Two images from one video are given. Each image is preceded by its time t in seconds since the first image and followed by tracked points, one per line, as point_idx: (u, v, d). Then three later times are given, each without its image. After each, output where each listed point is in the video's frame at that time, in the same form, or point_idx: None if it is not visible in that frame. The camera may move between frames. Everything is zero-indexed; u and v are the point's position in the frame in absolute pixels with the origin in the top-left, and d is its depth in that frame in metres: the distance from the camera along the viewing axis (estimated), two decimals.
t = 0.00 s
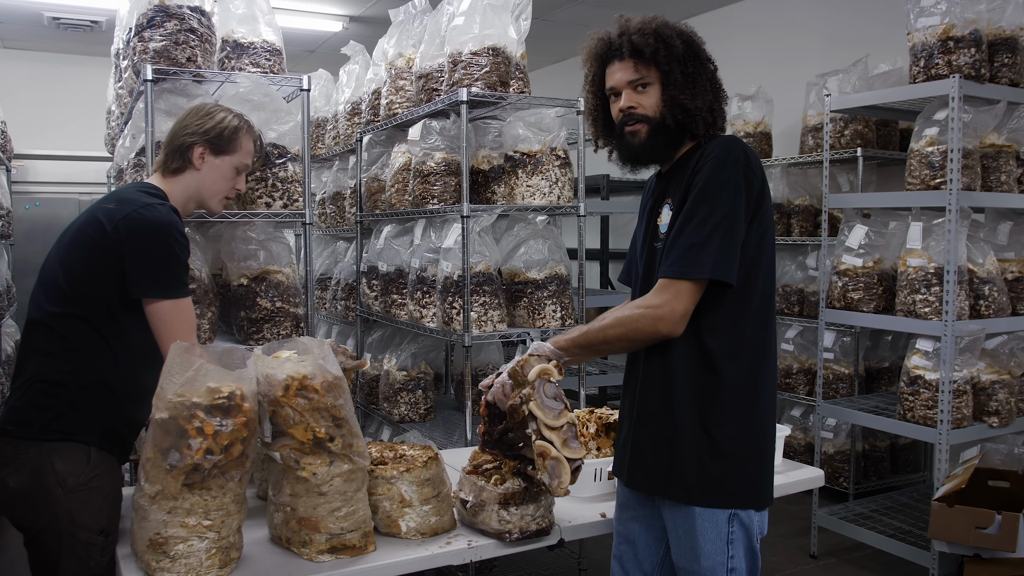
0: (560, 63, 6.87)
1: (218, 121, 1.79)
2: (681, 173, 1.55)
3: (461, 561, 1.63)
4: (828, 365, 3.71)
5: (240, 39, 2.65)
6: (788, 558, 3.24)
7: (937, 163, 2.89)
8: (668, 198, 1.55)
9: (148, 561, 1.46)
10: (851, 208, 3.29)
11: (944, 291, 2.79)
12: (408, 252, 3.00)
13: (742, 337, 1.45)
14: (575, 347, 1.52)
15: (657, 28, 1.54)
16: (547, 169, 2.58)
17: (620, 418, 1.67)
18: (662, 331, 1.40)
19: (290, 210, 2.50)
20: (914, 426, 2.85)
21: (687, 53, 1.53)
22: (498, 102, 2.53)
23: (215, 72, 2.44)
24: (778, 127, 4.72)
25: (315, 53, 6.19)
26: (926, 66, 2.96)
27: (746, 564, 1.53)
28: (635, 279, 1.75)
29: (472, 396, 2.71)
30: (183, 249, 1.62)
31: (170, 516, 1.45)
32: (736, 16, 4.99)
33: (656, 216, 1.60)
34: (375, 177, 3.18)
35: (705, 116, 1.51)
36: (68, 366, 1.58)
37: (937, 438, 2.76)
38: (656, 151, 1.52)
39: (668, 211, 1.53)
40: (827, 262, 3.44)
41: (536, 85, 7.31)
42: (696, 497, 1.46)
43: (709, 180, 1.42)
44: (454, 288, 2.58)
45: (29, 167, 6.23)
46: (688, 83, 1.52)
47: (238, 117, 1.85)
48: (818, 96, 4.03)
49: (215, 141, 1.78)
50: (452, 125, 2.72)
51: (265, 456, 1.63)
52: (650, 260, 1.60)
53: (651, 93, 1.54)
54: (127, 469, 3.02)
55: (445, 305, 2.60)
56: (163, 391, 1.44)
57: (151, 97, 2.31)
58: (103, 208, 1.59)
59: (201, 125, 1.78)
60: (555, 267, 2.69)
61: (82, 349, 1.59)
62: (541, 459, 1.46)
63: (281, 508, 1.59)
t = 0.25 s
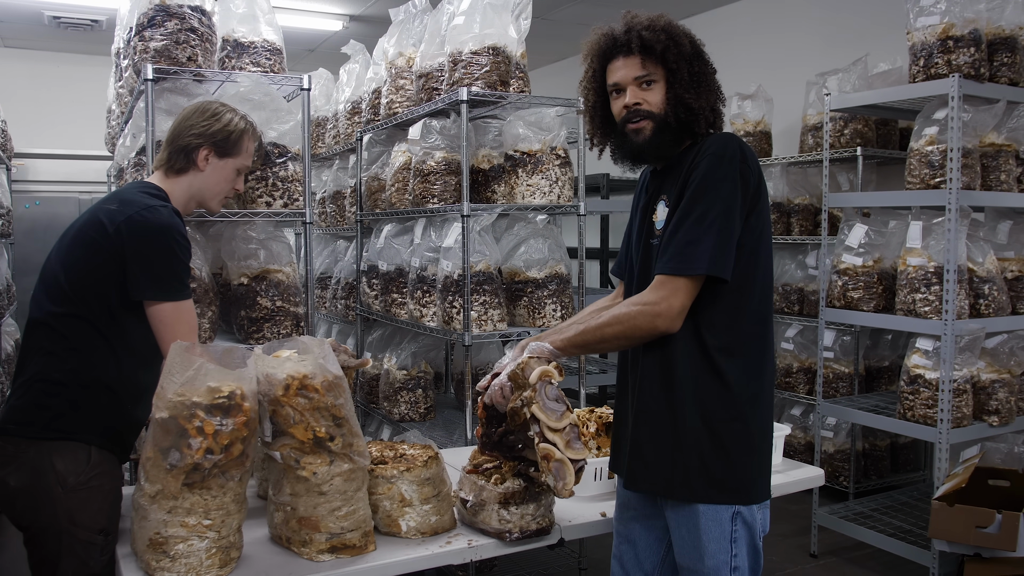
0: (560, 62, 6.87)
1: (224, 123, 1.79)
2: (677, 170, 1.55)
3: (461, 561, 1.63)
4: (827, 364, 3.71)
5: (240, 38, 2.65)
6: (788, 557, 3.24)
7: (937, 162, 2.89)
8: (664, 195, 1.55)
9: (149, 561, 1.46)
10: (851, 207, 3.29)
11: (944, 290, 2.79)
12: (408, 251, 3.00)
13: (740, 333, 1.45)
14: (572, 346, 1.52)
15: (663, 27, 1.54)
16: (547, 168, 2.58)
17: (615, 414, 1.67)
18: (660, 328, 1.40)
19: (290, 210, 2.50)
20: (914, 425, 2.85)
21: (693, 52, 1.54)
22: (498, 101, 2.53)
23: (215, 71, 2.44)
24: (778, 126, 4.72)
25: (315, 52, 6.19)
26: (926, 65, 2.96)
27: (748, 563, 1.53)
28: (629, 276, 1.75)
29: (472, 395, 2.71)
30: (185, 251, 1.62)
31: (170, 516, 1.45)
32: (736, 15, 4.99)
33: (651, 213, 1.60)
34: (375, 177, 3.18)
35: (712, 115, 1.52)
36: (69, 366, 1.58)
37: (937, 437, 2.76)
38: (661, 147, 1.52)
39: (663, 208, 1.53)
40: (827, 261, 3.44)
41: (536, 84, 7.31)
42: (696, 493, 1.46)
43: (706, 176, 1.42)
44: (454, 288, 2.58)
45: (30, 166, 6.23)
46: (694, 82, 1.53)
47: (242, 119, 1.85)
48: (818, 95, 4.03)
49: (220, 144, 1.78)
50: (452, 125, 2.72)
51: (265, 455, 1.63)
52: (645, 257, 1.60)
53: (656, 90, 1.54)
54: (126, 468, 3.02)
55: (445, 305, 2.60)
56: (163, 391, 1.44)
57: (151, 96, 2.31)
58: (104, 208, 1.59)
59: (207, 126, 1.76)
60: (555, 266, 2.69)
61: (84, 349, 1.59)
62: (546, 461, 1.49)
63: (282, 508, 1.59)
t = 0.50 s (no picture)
0: (561, 63, 6.87)
1: (222, 123, 1.78)
2: (678, 171, 1.55)
3: (462, 560, 1.63)
4: (828, 365, 3.71)
5: (241, 38, 2.66)
6: (789, 558, 3.24)
7: (938, 162, 2.89)
8: (664, 195, 1.56)
9: (150, 561, 1.46)
10: (852, 207, 3.29)
11: (945, 290, 2.79)
12: (408, 251, 3.00)
13: (740, 334, 1.45)
14: (573, 346, 1.53)
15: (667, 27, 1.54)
16: (548, 169, 2.58)
17: (615, 415, 1.67)
18: (659, 328, 1.41)
19: (291, 210, 2.50)
20: (915, 426, 2.85)
21: (697, 53, 1.54)
22: (499, 101, 2.53)
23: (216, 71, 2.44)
24: (778, 126, 4.72)
25: (315, 52, 6.19)
26: (927, 65, 2.96)
27: (749, 562, 1.53)
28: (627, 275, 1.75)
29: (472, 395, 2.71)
30: (183, 250, 1.61)
31: (172, 516, 1.45)
32: (737, 15, 4.99)
33: (652, 212, 1.60)
34: (375, 177, 3.18)
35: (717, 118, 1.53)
36: (68, 364, 1.58)
37: (938, 438, 2.76)
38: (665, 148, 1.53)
39: (664, 208, 1.54)
40: (828, 261, 3.43)
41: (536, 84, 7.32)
42: (696, 492, 1.46)
43: (706, 176, 1.42)
44: (455, 288, 2.58)
45: (30, 166, 6.24)
46: (697, 84, 1.53)
47: (241, 119, 1.84)
48: (819, 96, 4.03)
49: (219, 144, 1.77)
50: (453, 125, 2.72)
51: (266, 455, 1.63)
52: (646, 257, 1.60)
53: (659, 91, 1.54)
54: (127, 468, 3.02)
55: (446, 305, 2.60)
56: (164, 390, 1.44)
57: (152, 96, 2.31)
58: (103, 208, 1.59)
59: (206, 126, 1.76)
60: (556, 266, 2.69)
61: (84, 348, 1.59)
62: (546, 456, 1.47)
63: (283, 507, 1.59)
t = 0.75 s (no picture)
0: (563, 61, 6.86)
1: (223, 120, 1.78)
2: (677, 168, 1.54)
3: (465, 559, 1.63)
4: (831, 363, 3.71)
5: (244, 37, 2.66)
6: (792, 557, 3.24)
7: (941, 160, 2.89)
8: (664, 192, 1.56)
9: (154, 559, 1.47)
10: (855, 206, 3.28)
11: (948, 289, 2.79)
12: (411, 250, 3.01)
13: (739, 328, 1.45)
14: (572, 342, 1.54)
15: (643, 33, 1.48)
16: (550, 168, 2.58)
17: (619, 411, 1.68)
18: (656, 322, 1.41)
19: (294, 209, 2.50)
20: (918, 425, 2.85)
21: (676, 57, 1.46)
22: (502, 100, 2.53)
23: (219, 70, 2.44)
24: (781, 125, 4.72)
25: (317, 51, 6.19)
26: (930, 64, 2.96)
27: (752, 561, 1.53)
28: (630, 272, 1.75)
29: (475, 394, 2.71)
30: (183, 248, 1.60)
31: (176, 514, 1.45)
32: (739, 13, 4.98)
33: (652, 209, 1.60)
34: (378, 175, 3.18)
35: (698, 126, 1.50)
36: (69, 363, 1.58)
37: (941, 436, 2.76)
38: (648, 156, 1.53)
39: (663, 205, 1.53)
40: (830, 260, 3.43)
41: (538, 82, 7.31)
42: (699, 486, 1.46)
43: (703, 170, 1.42)
44: (457, 286, 2.58)
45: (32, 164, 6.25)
46: (673, 93, 1.47)
47: (241, 116, 1.84)
48: (821, 95, 4.03)
49: (220, 141, 1.77)
50: (455, 124, 2.72)
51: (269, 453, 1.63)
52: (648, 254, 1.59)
53: (640, 98, 1.50)
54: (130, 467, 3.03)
55: (449, 303, 2.60)
56: (168, 389, 1.44)
57: (155, 95, 2.31)
58: (104, 207, 1.59)
59: (206, 123, 1.76)
60: (558, 265, 2.68)
61: (85, 347, 1.59)
62: (558, 451, 1.49)
63: (286, 506, 1.60)
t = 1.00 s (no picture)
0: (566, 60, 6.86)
1: (215, 112, 1.75)
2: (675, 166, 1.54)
3: (468, 558, 1.63)
4: (833, 363, 3.71)
5: (248, 36, 2.66)
6: (794, 557, 3.24)
7: (944, 160, 2.88)
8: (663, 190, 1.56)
9: (158, 557, 1.47)
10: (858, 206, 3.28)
11: (951, 289, 2.79)
12: (414, 249, 3.01)
13: (738, 324, 1.45)
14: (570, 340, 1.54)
15: (615, 48, 1.48)
16: (553, 167, 2.58)
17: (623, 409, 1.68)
18: (653, 318, 1.41)
19: (297, 207, 2.50)
20: (920, 425, 2.85)
21: (644, 73, 1.44)
22: (505, 99, 2.53)
23: (223, 69, 2.45)
24: (784, 124, 4.72)
25: (320, 50, 6.19)
26: (934, 64, 2.96)
27: (755, 562, 1.53)
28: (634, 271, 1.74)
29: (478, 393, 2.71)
30: (180, 242, 1.59)
31: (180, 512, 1.45)
32: (742, 13, 4.98)
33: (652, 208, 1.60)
34: (381, 174, 3.18)
35: (671, 139, 1.48)
36: (71, 362, 1.57)
37: (943, 437, 2.76)
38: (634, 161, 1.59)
39: (662, 203, 1.53)
40: (833, 260, 3.43)
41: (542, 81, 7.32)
42: (702, 485, 1.46)
43: (700, 167, 1.42)
44: (460, 285, 2.58)
45: (35, 162, 6.26)
46: (641, 107, 1.46)
47: (233, 106, 1.80)
48: (824, 94, 4.03)
49: (213, 133, 1.74)
50: (459, 123, 2.72)
51: (273, 452, 1.63)
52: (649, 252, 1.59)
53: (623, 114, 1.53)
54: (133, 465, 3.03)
55: (451, 302, 2.60)
56: (172, 387, 1.45)
57: (159, 94, 2.31)
58: (98, 205, 1.58)
59: (198, 115, 1.73)
60: (561, 264, 2.68)
61: (85, 345, 1.58)
62: (560, 449, 1.48)
63: (290, 504, 1.60)
